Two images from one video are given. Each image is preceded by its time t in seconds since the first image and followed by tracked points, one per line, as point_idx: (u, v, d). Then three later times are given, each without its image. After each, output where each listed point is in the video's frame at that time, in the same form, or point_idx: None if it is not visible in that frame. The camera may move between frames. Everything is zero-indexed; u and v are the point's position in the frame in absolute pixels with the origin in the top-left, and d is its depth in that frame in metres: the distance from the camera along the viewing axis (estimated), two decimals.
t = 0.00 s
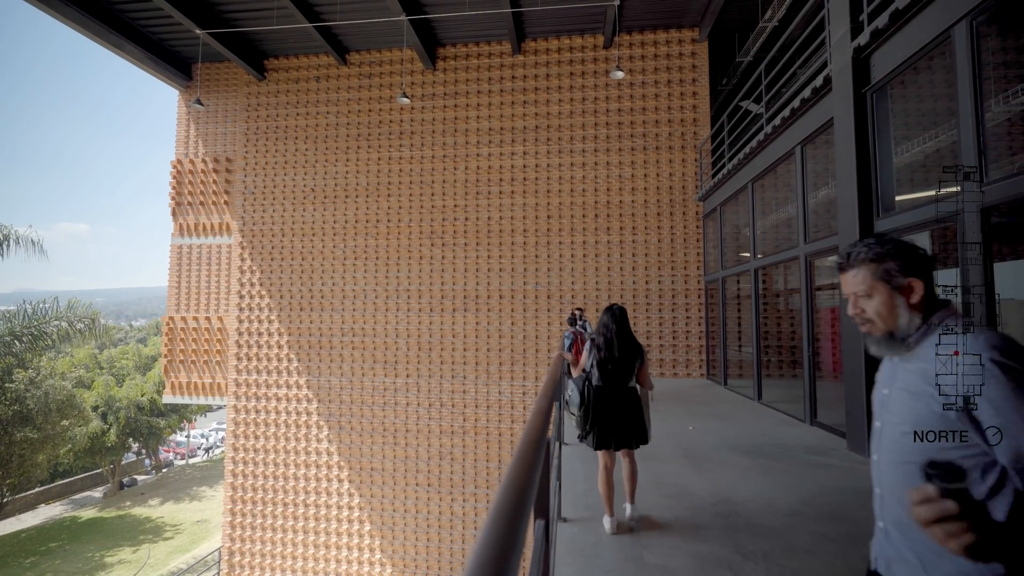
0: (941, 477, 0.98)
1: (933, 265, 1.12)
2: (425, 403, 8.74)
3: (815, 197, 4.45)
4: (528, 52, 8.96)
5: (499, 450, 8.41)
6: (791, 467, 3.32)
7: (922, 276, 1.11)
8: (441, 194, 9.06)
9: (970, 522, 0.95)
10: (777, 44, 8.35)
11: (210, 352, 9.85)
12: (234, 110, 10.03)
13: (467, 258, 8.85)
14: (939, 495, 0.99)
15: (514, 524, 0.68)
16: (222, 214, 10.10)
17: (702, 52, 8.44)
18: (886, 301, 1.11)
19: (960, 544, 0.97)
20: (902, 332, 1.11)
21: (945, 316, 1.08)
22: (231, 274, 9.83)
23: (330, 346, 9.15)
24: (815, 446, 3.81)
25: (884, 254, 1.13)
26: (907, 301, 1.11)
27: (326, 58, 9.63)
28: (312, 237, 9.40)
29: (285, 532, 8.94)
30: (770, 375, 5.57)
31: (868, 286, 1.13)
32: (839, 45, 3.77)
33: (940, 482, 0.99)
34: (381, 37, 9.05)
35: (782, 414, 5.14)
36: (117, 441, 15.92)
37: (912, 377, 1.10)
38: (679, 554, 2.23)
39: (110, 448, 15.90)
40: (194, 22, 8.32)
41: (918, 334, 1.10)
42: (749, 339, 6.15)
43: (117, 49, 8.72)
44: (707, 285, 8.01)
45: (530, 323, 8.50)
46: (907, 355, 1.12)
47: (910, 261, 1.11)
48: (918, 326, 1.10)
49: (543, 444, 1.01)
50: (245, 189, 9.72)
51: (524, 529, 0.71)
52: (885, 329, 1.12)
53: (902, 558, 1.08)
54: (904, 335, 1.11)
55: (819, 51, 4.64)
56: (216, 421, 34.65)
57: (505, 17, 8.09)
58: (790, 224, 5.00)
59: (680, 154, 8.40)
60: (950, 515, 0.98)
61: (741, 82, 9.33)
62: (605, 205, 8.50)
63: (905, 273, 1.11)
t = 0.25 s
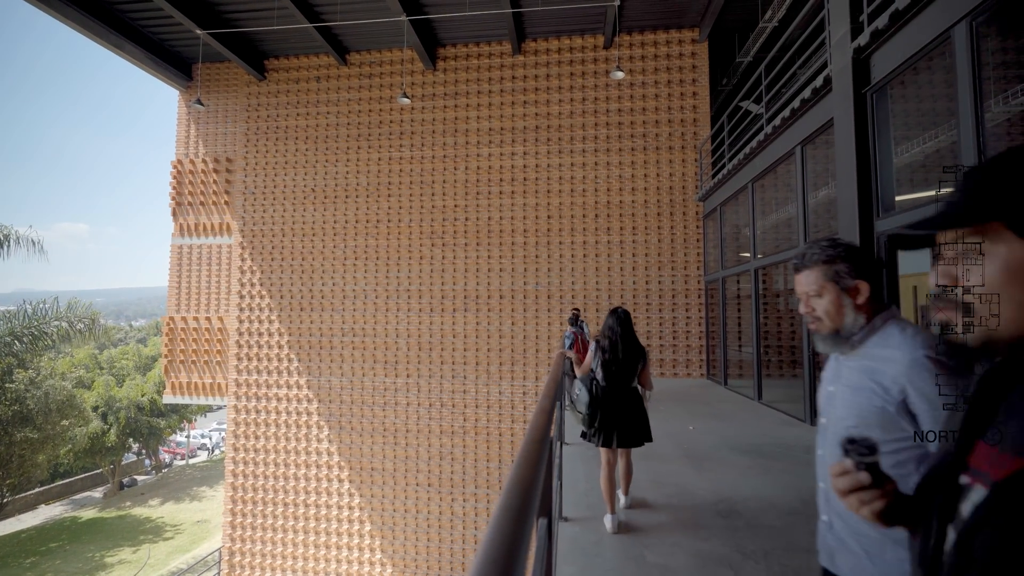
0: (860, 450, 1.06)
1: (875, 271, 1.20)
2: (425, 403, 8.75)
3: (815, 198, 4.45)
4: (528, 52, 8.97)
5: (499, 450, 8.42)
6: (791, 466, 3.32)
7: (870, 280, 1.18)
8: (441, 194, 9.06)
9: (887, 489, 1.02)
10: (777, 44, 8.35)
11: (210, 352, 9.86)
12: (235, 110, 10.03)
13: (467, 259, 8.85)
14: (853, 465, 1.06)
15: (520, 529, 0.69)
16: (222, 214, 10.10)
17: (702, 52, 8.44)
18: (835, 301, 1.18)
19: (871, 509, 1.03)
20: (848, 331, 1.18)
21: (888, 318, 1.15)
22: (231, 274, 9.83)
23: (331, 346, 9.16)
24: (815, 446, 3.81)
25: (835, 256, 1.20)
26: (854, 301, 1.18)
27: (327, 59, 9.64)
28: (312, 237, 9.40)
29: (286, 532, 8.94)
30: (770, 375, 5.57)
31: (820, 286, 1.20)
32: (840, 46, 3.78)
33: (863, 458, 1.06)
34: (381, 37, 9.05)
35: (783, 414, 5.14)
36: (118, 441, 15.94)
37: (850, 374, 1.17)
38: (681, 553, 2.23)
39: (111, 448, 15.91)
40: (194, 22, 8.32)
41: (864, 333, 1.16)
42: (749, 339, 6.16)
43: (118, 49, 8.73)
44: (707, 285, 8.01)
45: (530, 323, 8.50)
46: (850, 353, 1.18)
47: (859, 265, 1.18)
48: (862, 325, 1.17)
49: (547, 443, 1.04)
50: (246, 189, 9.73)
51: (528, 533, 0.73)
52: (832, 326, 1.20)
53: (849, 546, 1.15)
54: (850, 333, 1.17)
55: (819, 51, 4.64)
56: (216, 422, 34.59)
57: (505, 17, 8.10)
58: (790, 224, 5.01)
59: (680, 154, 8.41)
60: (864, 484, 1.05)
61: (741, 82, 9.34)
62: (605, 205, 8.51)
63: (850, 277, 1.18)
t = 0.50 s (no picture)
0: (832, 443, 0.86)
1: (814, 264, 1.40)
2: (425, 403, 8.75)
3: (815, 198, 4.46)
4: (528, 52, 8.97)
5: (499, 450, 8.42)
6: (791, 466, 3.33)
7: (808, 272, 1.38)
8: (441, 194, 9.07)
9: (860, 479, 0.80)
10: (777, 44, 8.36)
11: (211, 352, 9.86)
12: (235, 110, 10.03)
13: (467, 258, 8.86)
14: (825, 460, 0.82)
15: (521, 523, 0.71)
16: (223, 213, 10.11)
17: (702, 52, 8.44)
18: (778, 293, 1.37)
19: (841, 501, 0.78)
20: (787, 321, 1.41)
21: (817, 308, 1.42)
22: (231, 274, 9.83)
23: (331, 346, 9.17)
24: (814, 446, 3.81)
25: (780, 252, 1.38)
26: (793, 292, 1.38)
27: (327, 58, 9.64)
28: (312, 237, 9.41)
29: (286, 532, 8.94)
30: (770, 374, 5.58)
31: (767, 281, 1.37)
32: (839, 45, 3.78)
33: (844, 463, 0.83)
34: (381, 36, 9.05)
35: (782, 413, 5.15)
36: (118, 441, 15.95)
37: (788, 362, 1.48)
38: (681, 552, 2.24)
39: (111, 448, 15.92)
40: (195, 22, 8.33)
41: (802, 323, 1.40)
42: (749, 338, 6.17)
43: (118, 49, 8.73)
44: (707, 285, 8.01)
45: (530, 323, 8.51)
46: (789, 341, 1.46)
47: (799, 260, 1.37)
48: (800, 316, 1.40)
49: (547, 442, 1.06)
50: (246, 189, 9.73)
51: (531, 528, 0.75)
52: (774, 317, 1.40)
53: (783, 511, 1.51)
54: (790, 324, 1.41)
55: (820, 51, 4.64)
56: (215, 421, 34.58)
57: (505, 17, 8.10)
58: (790, 224, 5.02)
59: (680, 154, 8.41)
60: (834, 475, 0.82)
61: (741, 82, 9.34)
62: (605, 205, 8.51)
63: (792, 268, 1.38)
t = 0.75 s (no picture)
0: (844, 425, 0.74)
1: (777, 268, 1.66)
2: (427, 403, 8.76)
3: (818, 197, 4.45)
4: (530, 52, 8.97)
5: (501, 450, 8.43)
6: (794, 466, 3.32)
7: (773, 273, 1.65)
8: (443, 194, 9.07)
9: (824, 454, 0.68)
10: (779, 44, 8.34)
11: (213, 352, 9.89)
12: (237, 110, 10.05)
13: (469, 258, 8.87)
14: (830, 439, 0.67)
15: (530, 519, 0.73)
16: (225, 214, 10.14)
17: (704, 52, 8.44)
18: (745, 291, 1.63)
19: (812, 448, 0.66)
20: (755, 317, 1.66)
21: (782, 308, 1.65)
22: (234, 274, 9.86)
23: (333, 346, 9.18)
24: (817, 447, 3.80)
25: (748, 255, 1.63)
26: (760, 291, 1.63)
27: (329, 59, 9.65)
28: (315, 237, 9.43)
29: (289, 531, 8.97)
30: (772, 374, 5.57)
31: (735, 281, 1.64)
32: (842, 45, 3.77)
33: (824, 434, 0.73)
34: (383, 37, 9.06)
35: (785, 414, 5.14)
36: (121, 440, 16.00)
37: (754, 359, 1.65)
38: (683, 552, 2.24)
39: (114, 447, 15.99)
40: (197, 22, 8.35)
41: (767, 319, 1.65)
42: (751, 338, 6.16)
43: (122, 49, 8.75)
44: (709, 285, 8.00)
45: (532, 323, 8.51)
46: (756, 337, 1.67)
47: (763, 262, 1.63)
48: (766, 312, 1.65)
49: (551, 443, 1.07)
50: (248, 189, 9.76)
51: (538, 526, 0.76)
52: (743, 315, 1.66)
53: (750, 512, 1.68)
54: (756, 320, 1.65)
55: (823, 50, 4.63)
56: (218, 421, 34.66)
57: (507, 17, 8.11)
58: (792, 224, 5.01)
59: (682, 154, 8.40)
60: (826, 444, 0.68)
61: (743, 82, 9.33)
62: (607, 205, 8.51)
63: (757, 270, 1.63)
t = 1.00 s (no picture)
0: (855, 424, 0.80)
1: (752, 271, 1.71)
2: (432, 402, 8.81)
3: (820, 198, 4.47)
4: (533, 53, 8.99)
5: (505, 449, 8.48)
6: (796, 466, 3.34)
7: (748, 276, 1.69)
8: (447, 194, 9.12)
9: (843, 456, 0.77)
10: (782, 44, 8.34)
11: (220, 351, 9.98)
12: (244, 113, 10.13)
13: (473, 259, 8.91)
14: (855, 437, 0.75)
15: (535, 515, 0.78)
16: (232, 215, 10.23)
17: (708, 52, 8.44)
18: (721, 293, 1.68)
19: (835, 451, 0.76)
20: (732, 319, 1.69)
21: (757, 310, 1.68)
22: (240, 275, 9.94)
23: (338, 346, 9.25)
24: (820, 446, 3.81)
25: (723, 259, 1.68)
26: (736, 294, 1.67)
27: (334, 61, 9.73)
28: (320, 238, 9.50)
29: (294, 529, 9.04)
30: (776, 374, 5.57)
31: (712, 283, 1.69)
32: (844, 46, 3.79)
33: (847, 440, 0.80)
34: (388, 39, 9.12)
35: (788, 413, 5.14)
36: (129, 439, 16.15)
37: (730, 361, 1.65)
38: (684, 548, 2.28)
39: (122, 446, 16.14)
40: (204, 25, 8.44)
41: (744, 321, 1.68)
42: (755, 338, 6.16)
43: (131, 53, 8.89)
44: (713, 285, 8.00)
45: (536, 323, 8.54)
46: (732, 339, 1.69)
47: (738, 265, 1.68)
48: (741, 314, 1.68)
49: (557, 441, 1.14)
50: (255, 190, 9.85)
51: (544, 520, 0.82)
52: (721, 316, 1.70)
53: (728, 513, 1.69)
54: (732, 322, 1.68)
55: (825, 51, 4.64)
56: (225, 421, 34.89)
57: (510, 19, 8.14)
58: (795, 224, 5.02)
59: (686, 154, 8.41)
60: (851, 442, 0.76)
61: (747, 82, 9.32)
62: (610, 206, 8.54)
63: (734, 274, 1.68)
